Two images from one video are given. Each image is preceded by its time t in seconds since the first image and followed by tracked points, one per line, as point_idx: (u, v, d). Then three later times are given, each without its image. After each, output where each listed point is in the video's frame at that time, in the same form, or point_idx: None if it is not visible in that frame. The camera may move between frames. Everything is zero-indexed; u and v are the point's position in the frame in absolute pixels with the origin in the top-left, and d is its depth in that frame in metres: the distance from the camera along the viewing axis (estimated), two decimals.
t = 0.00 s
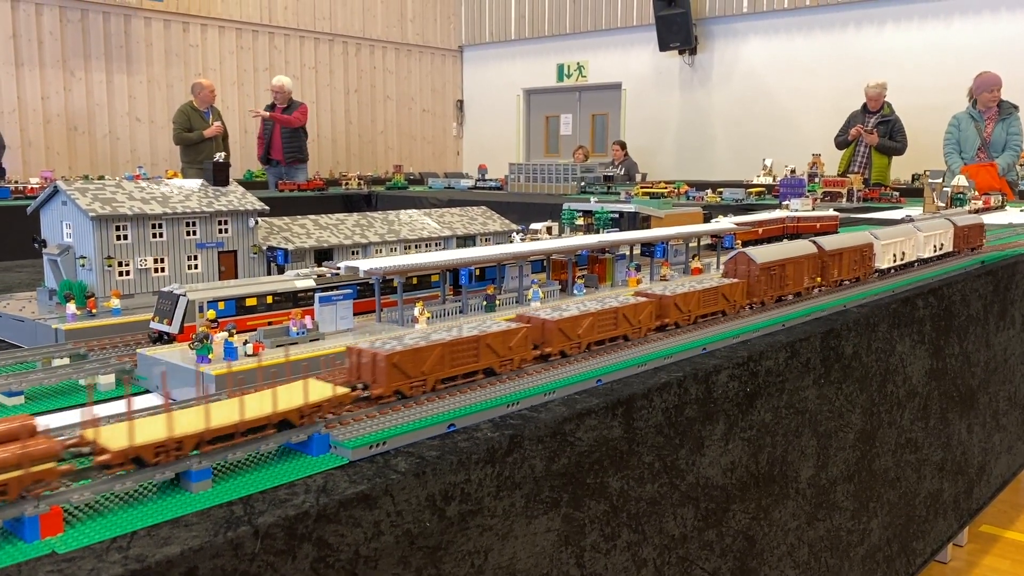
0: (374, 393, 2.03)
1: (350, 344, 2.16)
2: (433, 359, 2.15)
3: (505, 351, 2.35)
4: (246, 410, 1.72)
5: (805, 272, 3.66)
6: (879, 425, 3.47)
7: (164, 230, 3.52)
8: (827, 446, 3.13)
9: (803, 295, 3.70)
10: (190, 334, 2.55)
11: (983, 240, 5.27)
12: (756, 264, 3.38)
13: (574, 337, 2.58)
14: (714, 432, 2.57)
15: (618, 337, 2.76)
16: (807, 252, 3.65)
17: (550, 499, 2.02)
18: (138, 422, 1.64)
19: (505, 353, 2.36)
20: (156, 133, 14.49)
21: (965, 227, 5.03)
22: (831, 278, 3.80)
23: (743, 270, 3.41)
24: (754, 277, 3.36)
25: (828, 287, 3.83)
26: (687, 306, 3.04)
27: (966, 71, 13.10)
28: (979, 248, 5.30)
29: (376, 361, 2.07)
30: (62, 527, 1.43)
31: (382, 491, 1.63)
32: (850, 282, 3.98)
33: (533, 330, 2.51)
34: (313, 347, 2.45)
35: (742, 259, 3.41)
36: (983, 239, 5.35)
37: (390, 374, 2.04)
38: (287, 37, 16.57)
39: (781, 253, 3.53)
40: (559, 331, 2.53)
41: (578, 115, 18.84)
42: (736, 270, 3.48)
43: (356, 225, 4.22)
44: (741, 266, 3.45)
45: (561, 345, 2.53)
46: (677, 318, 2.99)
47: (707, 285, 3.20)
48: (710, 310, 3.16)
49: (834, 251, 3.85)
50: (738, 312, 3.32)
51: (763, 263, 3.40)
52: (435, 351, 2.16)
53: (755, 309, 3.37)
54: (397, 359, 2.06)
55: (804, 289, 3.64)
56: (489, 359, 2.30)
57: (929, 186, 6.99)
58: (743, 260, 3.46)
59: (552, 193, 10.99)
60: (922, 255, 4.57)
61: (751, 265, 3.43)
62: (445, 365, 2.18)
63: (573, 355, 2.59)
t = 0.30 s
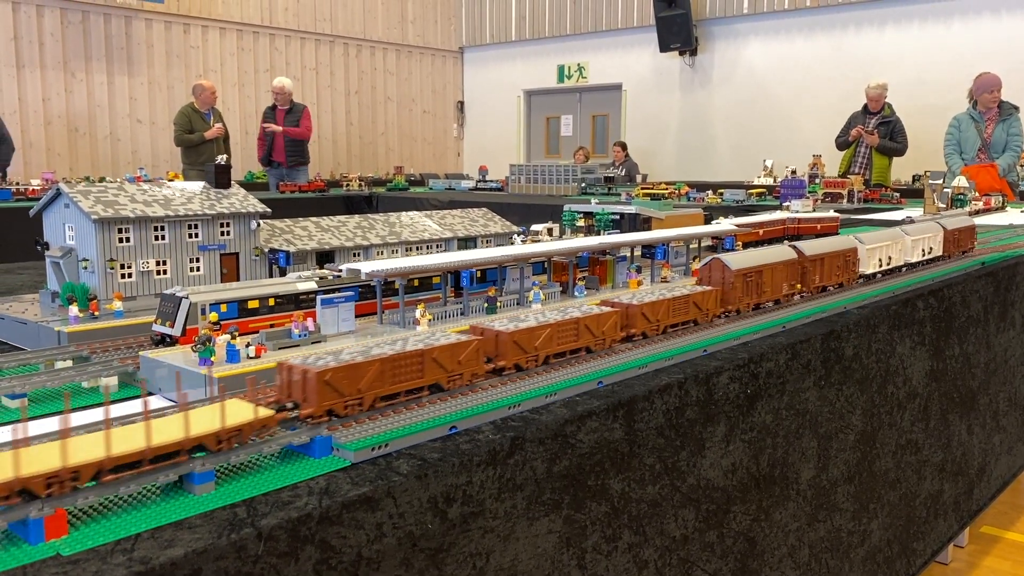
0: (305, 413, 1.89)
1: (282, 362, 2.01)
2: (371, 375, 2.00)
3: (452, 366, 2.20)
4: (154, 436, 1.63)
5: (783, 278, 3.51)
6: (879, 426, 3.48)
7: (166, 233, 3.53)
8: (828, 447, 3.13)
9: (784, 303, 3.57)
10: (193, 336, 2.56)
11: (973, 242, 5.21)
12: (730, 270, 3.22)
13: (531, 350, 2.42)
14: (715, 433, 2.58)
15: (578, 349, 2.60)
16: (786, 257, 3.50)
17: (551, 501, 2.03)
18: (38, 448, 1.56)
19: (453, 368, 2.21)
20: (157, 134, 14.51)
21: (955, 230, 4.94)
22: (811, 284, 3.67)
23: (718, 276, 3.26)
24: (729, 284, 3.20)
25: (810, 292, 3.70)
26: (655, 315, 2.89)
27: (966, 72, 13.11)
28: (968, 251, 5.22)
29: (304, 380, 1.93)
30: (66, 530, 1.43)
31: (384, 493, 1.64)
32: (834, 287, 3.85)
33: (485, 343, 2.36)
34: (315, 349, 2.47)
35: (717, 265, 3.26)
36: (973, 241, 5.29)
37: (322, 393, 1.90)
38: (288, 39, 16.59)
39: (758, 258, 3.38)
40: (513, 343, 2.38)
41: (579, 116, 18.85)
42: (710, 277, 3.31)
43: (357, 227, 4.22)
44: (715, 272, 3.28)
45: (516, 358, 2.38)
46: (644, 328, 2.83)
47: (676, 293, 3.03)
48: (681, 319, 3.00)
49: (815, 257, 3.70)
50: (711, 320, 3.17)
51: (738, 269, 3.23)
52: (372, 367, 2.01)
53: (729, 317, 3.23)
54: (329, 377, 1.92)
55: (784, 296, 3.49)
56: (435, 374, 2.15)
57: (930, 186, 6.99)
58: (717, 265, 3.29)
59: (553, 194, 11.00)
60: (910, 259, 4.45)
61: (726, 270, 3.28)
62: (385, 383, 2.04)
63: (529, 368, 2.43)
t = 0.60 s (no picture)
0: (218, 435, 1.75)
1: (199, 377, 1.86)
2: (296, 393, 1.85)
3: (391, 380, 2.07)
4: (38, 465, 1.47)
5: (761, 284, 3.42)
6: (880, 426, 3.48)
7: (167, 233, 3.53)
8: (829, 447, 3.13)
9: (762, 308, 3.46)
10: (194, 336, 2.56)
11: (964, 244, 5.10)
12: (703, 275, 3.10)
13: (481, 362, 2.29)
14: (716, 433, 2.58)
15: (533, 360, 2.47)
16: (762, 262, 3.40)
17: (552, 500, 2.03)
18: None
19: (392, 383, 2.07)
20: (158, 134, 14.52)
21: (945, 233, 4.86)
22: (791, 289, 3.56)
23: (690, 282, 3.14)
24: (702, 291, 3.09)
25: (788, 298, 3.58)
26: (620, 323, 2.76)
27: (967, 72, 13.10)
28: (959, 253, 5.16)
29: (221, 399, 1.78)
30: (68, 528, 1.44)
31: (386, 493, 1.64)
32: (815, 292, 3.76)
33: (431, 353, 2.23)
34: (316, 349, 2.47)
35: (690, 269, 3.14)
36: (964, 243, 5.26)
37: (238, 414, 1.75)
38: (288, 39, 16.59)
39: (733, 262, 3.26)
40: (462, 355, 2.24)
41: (579, 116, 18.85)
42: (684, 281, 3.20)
43: (358, 227, 4.22)
44: (688, 277, 3.18)
45: (464, 371, 2.24)
46: (608, 337, 2.71)
47: (645, 299, 2.92)
48: (648, 326, 2.88)
49: (795, 261, 3.60)
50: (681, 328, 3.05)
51: (711, 274, 3.12)
52: (298, 384, 1.86)
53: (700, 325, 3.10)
54: (248, 396, 1.77)
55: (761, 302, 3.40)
56: (370, 390, 2.01)
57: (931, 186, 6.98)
58: (691, 269, 3.18)
59: (554, 194, 11.00)
60: (897, 262, 4.35)
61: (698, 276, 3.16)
62: (312, 401, 1.89)
63: (480, 381, 2.30)
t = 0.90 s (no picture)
0: (115, 459, 1.58)
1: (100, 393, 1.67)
2: (205, 411, 1.66)
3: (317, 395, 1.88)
4: None
5: (734, 287, 3.28)
6: (880, 425, 3.48)
7: (167, 231, 3.54)
8: (829, 445, 3.13)
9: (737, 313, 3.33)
10: (194, 334, 2.57)
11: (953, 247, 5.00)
12: (670, 279, 2.97)
13: (422, 372, 2.13)
14: (715, 431, 2.58)
15: (482, 371, 2.31)
16: (736, 265, 3.27)
17: (552, 498, 2.03)
18: None
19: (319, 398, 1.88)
20: (158, 134, 14.52)
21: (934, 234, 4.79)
22: (768, 294, 3.45)
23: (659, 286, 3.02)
24: (670, 295, 2.96)
25: (766, 303, 3.48)
26: (580, 331, 2.60)
27: (967, 71, 13.09)
28: (950, 255, 5.10)
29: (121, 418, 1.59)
30: (68, 525, 1.44)
31: (385, 490, 1.64)
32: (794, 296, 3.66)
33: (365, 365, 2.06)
34: (315, 347, 2.47)
35: (659, 273, 3.02)
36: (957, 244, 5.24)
37: (137, 435, 1.56)
38: (289, 38, 16.59)
39: (705, 265, 3.13)
40: (400, 366, 2.07)
41: (580, 115, 18.85)
42: (650, 287, 3.07)
43: (358, 226, 4.22)
44: (655, 282, 3.05)
45: (402, 383, 2.08)
46: (566, 345, 2.55)
47: (608, 304, 2.77)
48: (613, 334, 2.73)
49: (772, 264, 3.48)
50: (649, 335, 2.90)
51: (680, 278, 2.98)
52: (207, 403, 1.67)
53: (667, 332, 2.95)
54: (148, 415, 1.58)
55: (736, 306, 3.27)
56: (294, 406, 1.83)
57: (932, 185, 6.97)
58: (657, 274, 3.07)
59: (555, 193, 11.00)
60: (882, 264, 4.28)
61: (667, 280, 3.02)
62: (223, 421, 1.70)
63: (421, 395, 2.13)
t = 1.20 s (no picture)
0: None
1: None
2: (98, 429, 1.52)
3: (229, 412, 1.74)
4: None
5: (706, 291, 3.20)
6: (880, 422, 3.48)
7: (169, 228, 3.55)
8: (829, 442, 3.14)
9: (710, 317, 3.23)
10: (195, 330, 2.57)
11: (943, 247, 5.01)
12: (636, 282, 2.88)
13: (355, 384, 1.99)
14: (716, 428, 2.58)
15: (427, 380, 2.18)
16: (706, 268, 3.19)
17: (553, 493, 2.04)
18: None
19: (232, 415, 1.75)
20: (159, 132, 14.52)
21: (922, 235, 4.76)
22: (742, 296, 3.38)
23: (625, 290, 2.93)
24: (637, 298, 2.87)
25: (741, 306, 3.39)
26: (534, 338, 2.49)
27: (968, 70, 13.08)
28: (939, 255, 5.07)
29: None
30: (72, 518, 1.45)
31: (386, 484, 1.65)
32: (769, 298, 3.56)
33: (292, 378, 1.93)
34: (317, 343, 2.48)
35: (624, 275, 2.93)
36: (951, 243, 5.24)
37: (17, 456, 1.41)
38: (290, 37, 16.58)
39: (673, 268, 3.04)
40: (330, 377, 1.94)
41: (581, 114, 18.85)
42: (616, 290, 2.98)
43: (359, 223, 4.23)
44: (621, 286, 2.96)
45: (333, 396, 1.94)
46: (519, 352, 2.43)
47: (567, 309, 2.66)
48: (569, 341, 2.60)
49: (743, 267, 3.39)
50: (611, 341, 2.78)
51: (646, 281, 2.90)
52: (102, 420, 1.53)
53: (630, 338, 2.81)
54: (29, 435, 1.43)
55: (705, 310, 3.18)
56: (205, 423, 1.69)
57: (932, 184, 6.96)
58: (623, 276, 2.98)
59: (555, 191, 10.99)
60: (867, 265, 4.26)
61: (631, 285, 2.94)
62: (121, 439, 1.56)
63: (354, 408, 1.99)
